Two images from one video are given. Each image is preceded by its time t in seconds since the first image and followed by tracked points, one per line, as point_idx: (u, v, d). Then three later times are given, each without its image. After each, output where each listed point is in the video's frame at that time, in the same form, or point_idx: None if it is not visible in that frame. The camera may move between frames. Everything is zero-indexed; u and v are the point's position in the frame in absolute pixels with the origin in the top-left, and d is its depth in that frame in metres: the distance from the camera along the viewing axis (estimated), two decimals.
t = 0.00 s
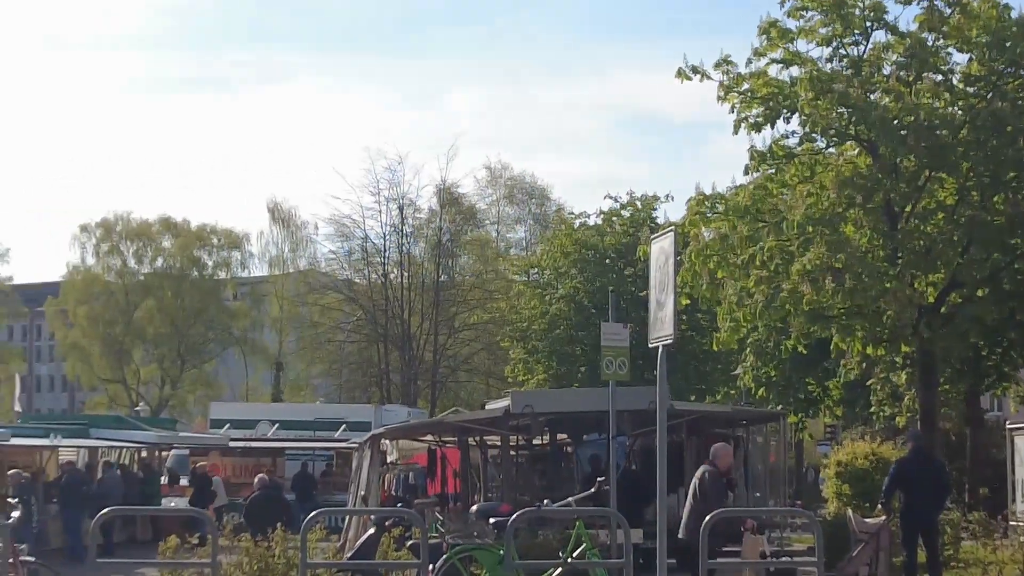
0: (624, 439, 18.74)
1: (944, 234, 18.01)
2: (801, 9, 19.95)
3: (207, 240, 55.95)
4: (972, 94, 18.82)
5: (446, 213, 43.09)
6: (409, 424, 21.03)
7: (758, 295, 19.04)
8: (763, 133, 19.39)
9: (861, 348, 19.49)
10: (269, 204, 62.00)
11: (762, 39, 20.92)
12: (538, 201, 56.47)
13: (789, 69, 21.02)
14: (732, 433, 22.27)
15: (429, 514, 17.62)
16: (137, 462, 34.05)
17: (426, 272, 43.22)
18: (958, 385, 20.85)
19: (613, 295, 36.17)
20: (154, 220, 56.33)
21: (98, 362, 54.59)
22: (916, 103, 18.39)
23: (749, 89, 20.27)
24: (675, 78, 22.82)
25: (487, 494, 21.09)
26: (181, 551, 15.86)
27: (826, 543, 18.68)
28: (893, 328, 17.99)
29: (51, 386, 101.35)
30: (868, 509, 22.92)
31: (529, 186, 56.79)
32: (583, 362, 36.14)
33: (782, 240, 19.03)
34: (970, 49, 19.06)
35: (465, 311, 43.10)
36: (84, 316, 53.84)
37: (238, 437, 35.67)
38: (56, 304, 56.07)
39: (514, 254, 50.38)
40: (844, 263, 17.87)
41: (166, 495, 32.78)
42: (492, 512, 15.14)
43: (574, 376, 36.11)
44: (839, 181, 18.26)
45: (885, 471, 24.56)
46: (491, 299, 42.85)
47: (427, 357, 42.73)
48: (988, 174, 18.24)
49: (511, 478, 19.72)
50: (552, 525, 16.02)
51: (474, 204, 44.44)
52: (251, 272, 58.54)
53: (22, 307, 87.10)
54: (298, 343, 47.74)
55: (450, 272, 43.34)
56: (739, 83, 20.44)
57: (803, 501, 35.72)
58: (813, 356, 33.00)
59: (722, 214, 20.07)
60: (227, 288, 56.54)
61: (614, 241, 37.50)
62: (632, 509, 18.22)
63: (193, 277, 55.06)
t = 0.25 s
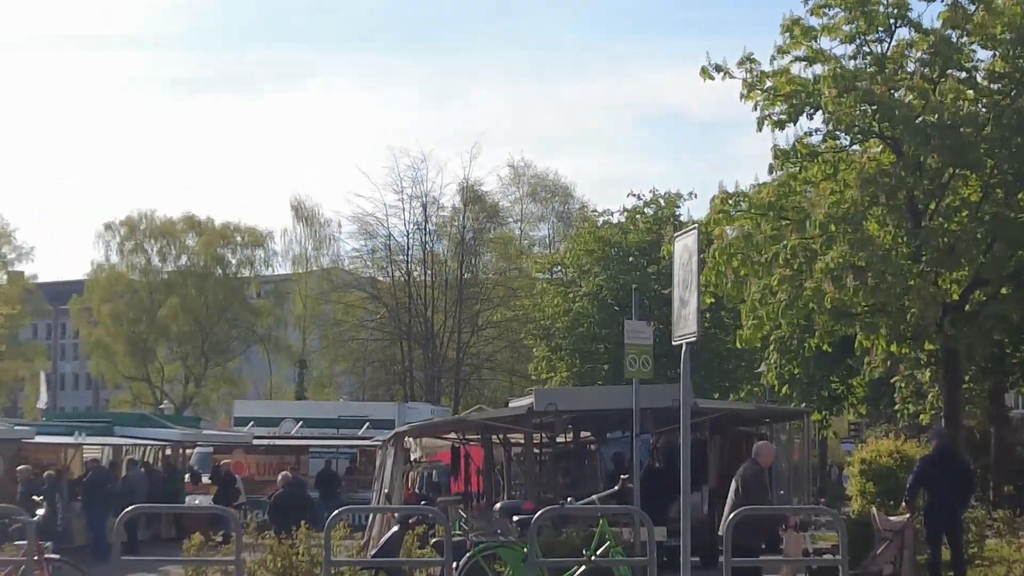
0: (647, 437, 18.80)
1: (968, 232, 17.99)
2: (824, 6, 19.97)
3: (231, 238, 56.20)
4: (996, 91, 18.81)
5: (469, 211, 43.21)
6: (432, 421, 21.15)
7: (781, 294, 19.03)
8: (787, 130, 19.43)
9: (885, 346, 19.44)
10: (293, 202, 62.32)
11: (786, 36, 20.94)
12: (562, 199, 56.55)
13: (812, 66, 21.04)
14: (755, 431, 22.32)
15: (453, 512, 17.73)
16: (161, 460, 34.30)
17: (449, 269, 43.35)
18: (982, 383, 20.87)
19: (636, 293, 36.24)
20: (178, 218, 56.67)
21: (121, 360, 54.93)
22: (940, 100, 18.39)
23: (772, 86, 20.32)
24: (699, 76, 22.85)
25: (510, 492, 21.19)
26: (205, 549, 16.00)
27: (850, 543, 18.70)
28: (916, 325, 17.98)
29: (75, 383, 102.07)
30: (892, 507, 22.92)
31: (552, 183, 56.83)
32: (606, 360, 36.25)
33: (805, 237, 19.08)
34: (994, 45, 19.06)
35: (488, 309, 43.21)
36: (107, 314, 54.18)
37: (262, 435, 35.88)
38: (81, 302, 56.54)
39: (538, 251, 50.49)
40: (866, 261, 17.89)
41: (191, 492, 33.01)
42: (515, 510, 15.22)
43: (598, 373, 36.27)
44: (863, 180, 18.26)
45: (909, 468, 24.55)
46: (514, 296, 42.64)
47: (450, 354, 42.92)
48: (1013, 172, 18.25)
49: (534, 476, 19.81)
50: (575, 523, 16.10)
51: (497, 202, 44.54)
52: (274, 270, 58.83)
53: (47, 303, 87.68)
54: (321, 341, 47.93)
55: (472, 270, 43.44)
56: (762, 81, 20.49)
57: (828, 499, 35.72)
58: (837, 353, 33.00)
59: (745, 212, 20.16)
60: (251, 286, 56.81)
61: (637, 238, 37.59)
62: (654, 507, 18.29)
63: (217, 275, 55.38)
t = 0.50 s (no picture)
0: (687, 436, 18.94)
1: (1010, 231, 18.04)
2: (864, 4, 20.04)
3: (271, 237, 56.67)
4: None
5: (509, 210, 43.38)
6: (473, 420, 21.36)
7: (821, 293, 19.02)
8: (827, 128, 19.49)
9: (925, 346, 19.44)
10: (333, 202, 62.79)
11: (826, 35, 21.00)
12: (601, 198, 56.66)
13: (852, 64, 21.09)
14: (797, 431, 22.39)
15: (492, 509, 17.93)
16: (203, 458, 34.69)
17: (489, 268, 43.51)
18: None
19: (675, 291, 36.35)
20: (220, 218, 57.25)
21: (162, 358, 55.53)
22: (981, 98, 18.41)
23: (812, 85, 20.41)
24: (739, 74, 22.92)
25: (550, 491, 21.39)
26: (248, 547, 16.28)
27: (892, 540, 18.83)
28: (958, 324, 18.00)
29: (116, 382, 103.22)
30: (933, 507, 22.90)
31: (591, 182, 56.88)
32: (646, 358, 36.50)
33: (846, 237, 19.15)
34: None
35: (528, 308, 43.39)
36: (148, 313, 54.87)
37: (303, 434, 36.22)
38: (123, 301, 57.19)
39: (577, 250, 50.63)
40: (907, 260, 17.97)
41: (232, 491, 33.40)
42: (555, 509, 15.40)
43: (638, 371, 36.54)
44: (903, 179, 18.34)
45: (951, 467, 24.44)
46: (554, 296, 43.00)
47: (491, 353, 43.09)
48: None
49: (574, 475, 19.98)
50: (621, 520, 16.17)
51: (537, 200, 44.74)
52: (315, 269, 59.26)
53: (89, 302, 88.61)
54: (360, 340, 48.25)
55: (512, 268, 43.60)
56: (802, 79, 20.57)
57: (868, 498, 35.63)
58: (877, 352, 32.96)
59: (786, 212, 20.24)
60: (291, 285, 57.22)
61: (677, 237, 37.69)
62: (693, 507, 18.41)
63: (258, 274, 55.87)
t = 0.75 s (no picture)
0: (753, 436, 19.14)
1: None
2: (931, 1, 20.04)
3: (337, 237, 57.41)
4: None
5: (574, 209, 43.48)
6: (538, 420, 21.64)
7: (888, 293, 19.04)
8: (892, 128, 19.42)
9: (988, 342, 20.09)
10: (398, 202, 63.39)
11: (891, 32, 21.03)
12: (666, 196, 56.70)
13: (918, 61, 21.12)
14: (863, 430, 22.39)
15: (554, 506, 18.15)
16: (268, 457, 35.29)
17: (554, 268, 43.78)
18: None
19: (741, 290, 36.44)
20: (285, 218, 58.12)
21: (228, 357, 56.35)
22: None
23: (877, 83, 20.46)
24: (803, 72, 23.01)
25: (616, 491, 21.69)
26: (315, 545, 16.65)
27: (959, 537, 19.02)
28: None
29: (183, 382, 104.55)
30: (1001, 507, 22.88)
31: (656, 181, 56.97)
32: (711, 357, 36.98)
33: (912, 236, 18.98)
34: None
35: (593, 306, 43.67)
36: (216, 312, 55.81)
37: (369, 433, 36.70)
38: (190, 301, 58.10)
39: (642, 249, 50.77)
40: (975, 258, 18.29)
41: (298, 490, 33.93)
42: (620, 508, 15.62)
43: (703, 371, 36.96)
44: (969, 176, 18.59)
45: (1020, 467, 24.20)
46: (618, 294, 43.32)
47: (556, 353, 43.25)
48: None
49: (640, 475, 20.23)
50: (683, 521, 16.39)
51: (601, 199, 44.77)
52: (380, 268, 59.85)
53: (159, 302, 90.16)
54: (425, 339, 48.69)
55: (577, 267, 43.81)
56: (868, 78, 20.64)
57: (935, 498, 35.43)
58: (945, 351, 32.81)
59: (853, 211, 20.15)
60: (356, 285, 57.87)
61: (742, 236, 37.73)
62: (758, 506, 18.59)
63: (323, 273, 56.59)
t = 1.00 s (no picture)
0: (839, 428, 19.56)
1: None
2: None
3: (422, 230, 58.47)
4: None
5: (660, 201, 43.64)
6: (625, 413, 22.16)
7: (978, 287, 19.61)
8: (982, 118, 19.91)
9: None
10: (484, 195, 64.21)
11: (980, 24, 21.20)
12: (752, 189, 56.76)
13: (1006, 51, 21.26)
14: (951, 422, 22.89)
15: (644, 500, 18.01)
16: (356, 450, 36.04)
17: (639, 260, 43.92)
18: None
19: (828, 283, 36.61)
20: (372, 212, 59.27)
21: (314, 350, 57.37)
22: None
23: (965, 73, 20.57)
24: (892, 63, 23.22)
25: (702, 484, 22.20)
26: (404, 538, 17.24)
27: None
28: None
29: (271, 376, 106.46)
30: None
31: (741, 174, 57.05)
32: (798, 349, 37.08)
33: (1001, 227, 19.51)
34: None
35: (679, 298, 44.00)
36: (303, 306, 56.95)
37: (455, 426, 37.37)
38: (278, 295, 59.27)
39: (727, 242, 50.96)
40: None
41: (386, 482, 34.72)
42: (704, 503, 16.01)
43: (790, 363, 37.30)
44: None
45: None
46: (704, 284, 44.02)
47: (642, 345, 43.68)
48: None
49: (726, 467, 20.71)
50: (766, 514, 16.72)
51: (687, 191, 44.98)
52: (467, 262, 60.60)
53: (248, 299, 91.91)
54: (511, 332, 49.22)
55: (662, 260, 43.96)
56: (955, 68, 20.74)
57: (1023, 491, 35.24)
58: None
59: (941, 203, 20.14)
60: (443, 278, 58.68)
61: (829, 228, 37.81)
62: (845, 499, 18.94)
63: (410, 266, 57.60)
